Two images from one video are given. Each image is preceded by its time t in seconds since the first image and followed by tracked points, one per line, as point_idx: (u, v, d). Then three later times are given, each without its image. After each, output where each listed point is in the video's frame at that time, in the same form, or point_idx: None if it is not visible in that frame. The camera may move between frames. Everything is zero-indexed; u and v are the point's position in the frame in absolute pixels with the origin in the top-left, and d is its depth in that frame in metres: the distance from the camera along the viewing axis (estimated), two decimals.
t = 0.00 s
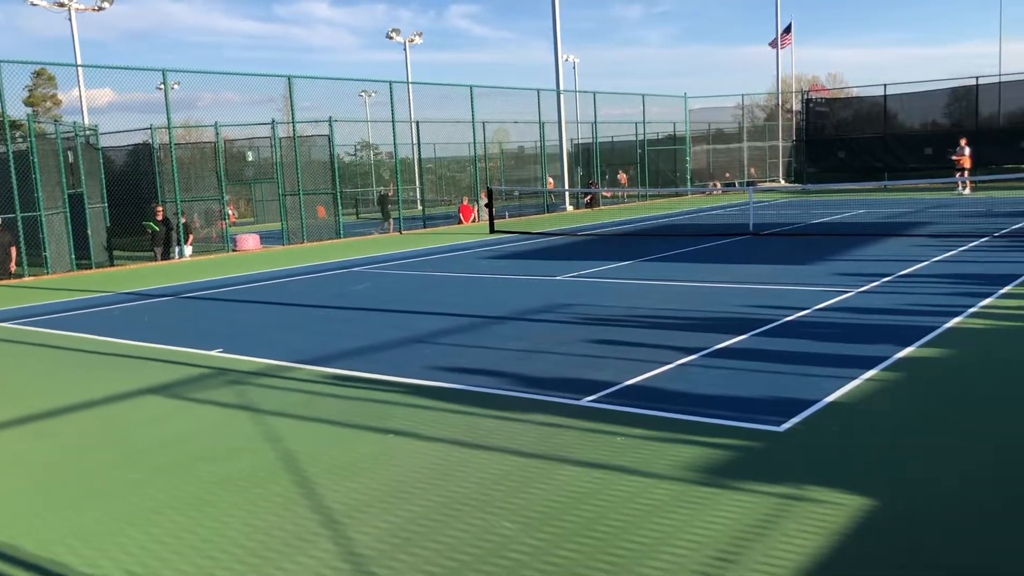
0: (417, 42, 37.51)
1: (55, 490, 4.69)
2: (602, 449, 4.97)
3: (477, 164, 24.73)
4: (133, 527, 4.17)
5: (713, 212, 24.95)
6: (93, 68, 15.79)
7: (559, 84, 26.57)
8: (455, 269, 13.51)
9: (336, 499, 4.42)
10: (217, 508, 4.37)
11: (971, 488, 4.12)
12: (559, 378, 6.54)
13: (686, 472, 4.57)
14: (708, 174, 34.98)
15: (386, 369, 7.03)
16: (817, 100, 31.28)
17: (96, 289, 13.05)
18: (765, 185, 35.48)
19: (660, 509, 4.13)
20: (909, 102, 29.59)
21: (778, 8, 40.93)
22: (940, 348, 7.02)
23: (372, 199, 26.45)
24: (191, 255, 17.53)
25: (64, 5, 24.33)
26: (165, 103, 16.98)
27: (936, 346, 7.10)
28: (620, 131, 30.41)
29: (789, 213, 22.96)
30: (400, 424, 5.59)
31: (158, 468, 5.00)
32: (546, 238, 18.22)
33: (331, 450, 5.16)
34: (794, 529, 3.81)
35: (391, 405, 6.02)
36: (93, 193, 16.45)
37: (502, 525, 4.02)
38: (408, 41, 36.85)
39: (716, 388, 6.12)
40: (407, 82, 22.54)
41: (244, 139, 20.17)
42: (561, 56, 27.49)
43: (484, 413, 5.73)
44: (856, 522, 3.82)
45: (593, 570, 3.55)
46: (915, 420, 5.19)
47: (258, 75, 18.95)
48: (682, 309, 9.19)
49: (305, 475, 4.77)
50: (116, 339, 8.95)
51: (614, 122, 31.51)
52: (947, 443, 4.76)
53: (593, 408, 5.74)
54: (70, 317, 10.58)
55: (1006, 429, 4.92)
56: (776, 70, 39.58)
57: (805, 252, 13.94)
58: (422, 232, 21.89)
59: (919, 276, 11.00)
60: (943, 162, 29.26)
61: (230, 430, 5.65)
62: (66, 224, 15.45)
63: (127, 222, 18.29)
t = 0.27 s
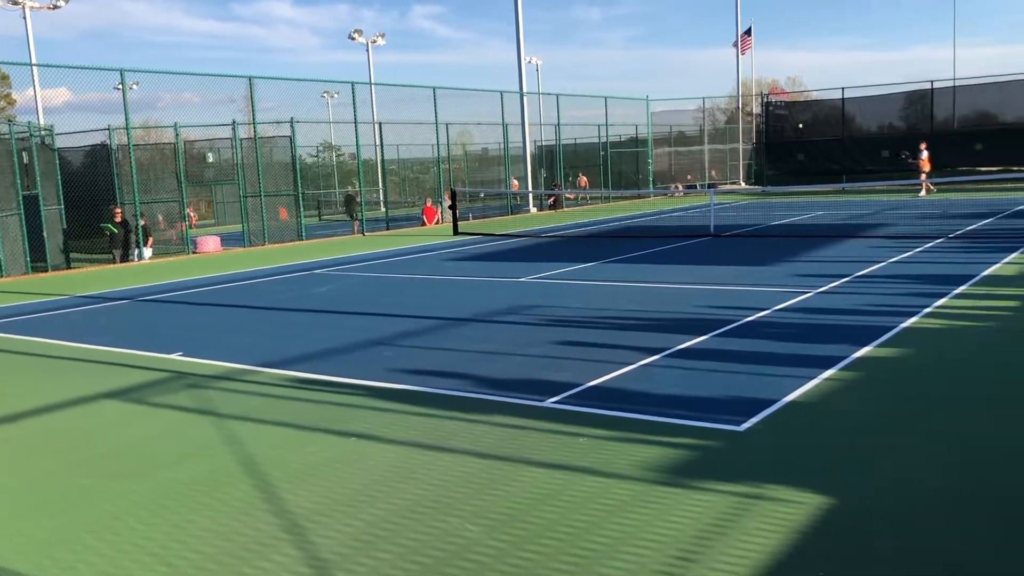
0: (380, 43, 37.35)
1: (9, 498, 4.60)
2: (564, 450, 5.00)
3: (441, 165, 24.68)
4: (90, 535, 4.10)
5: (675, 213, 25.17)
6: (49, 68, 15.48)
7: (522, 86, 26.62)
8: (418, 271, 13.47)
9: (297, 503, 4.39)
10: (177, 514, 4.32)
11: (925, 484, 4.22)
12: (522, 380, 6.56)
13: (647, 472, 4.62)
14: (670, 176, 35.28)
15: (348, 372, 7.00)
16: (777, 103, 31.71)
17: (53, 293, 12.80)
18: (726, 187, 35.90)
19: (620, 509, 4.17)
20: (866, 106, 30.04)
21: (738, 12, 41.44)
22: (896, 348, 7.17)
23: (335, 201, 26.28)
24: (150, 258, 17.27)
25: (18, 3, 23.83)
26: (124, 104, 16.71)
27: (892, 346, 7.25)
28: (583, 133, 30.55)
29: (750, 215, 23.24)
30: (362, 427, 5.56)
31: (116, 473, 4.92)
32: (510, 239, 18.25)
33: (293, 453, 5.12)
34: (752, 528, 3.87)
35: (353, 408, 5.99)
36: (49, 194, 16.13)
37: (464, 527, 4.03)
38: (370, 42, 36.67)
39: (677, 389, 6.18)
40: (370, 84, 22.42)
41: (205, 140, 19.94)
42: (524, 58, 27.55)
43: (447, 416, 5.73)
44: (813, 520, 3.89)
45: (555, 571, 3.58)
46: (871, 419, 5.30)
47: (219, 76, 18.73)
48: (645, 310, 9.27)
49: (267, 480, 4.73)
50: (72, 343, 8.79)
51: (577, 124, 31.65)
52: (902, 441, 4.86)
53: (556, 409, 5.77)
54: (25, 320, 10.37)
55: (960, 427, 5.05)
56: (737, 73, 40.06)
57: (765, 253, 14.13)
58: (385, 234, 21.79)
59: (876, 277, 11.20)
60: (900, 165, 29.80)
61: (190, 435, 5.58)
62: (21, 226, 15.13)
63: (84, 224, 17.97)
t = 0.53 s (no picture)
0: (352, 45, 37.19)
1: None
2: (538, 452, 5.01)
3: (414, 167, 24.64)
4: (56, 541, 4.04)
5: (647, 216, 25.30)
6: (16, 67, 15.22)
7: (495, 88, 26.63)
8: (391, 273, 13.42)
9: (269, 508, 4.36)
10: (145, 519, 4.27)
11: (894, 484, 4.28)
12: (496, 382, 6.56)
13: (620, 473, 4.63)
14: (642, 179, 35.43)
15: (320, 375, 6.96)
16: (748, 106, 31.96)
17: (19, 296, 12.59)
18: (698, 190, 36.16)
19: (593, 510, 4.19)
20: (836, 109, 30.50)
21: (710, 15, 41.73)
22: (865, 349, 7.26)
23: (307, 203, 26.11)
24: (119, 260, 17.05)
25: None
26: (92, 104, 16.48)
27: (863, 347, 7.34)
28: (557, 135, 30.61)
29: (721, 217, 23.41)
30: (334, 431, 5.53)
31: (84, 479, 4.86)
32: (484, 241, 18.25)
33: (265, 457, 5.09)
34: (724, 529, 3.89)
35: (325, 411, 5.96)
36: (15, 196, 15.85)
37: (437, 531, 4.02)
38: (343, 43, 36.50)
39: (650, 390, 6.21)
40: (343, 85, 22.32)
41: (175, 142, 19.75)
42: (497, 60, 27.55)
43: (419, 418, 5.72)
44: (783, 521, 3.92)
45: (527, 573, 3.58)
46: (840, 419, 5.37)
47: (189, 76, 18.55)
48: (618, 312, 9.31)
49: (237, 484, 4.69)
50: (38, 347, 8.65)
51: (551, 127, 31.71)
52: (871, 441, 4.93)
53: (529, 411, 5.78)
54: None
55: (928, 427, 5.12)
56: (708, 76, 40.35)
57: (736, 255, 14.24)
58: (357, 236, 21.70)
59: (845, 278, 11.34)
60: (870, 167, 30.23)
61: (159, 439, 5.52)
62: None
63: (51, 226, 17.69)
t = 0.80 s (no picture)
0: (334, 46, 37.07)
1: None
2: (521, 454, 5.01)
3: (397, 169, 24.59)
4: (35, 546, 4.00)
5: (630, 217, 25.38)
6: None
7: (478, 89, 26.62)
8: (374, 274, 13.38)
9: (250, 511, 4.33)
10: (126, 523, 4.23)
11: (873, 483, 4.32)
12: (479, 384, 6.55)
13: (604, 474, 4.64)
14: (625, 180, 35.47)
15: (303, 377, 6.92)
16: (730, 107, 32.10)
17: None
18: (680, 191, 36.33)
19: (576, 511, 4.19)
20: (817, 111, 30.73)
21: (692, 17, 41.92)
22: (846, 349, 7.32)
23: (289, 204, 25.99)
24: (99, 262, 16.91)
25: None
26: (71, 105, 16.33)
27: (844, 347, 7.39)
28: (539, 136, 30.64)
29: (703, 219, 23.52)
30: (316, 433, 5.50)
31: (63, 483, 4.81)
32: (467, 243, 18.24)
33: (247, 460, 5.05)
34: (706, 530, 3.91)
35: (308, 413, 5.93)
36: None
37: (420, 533, 4.01)
38: (325, 44, 36.40)
39: (633, 391, 6.23)
40: (325, 86, 22.25)
41: (155, 142, 19.63)
42: (480, 61, 27.54)
43: (403, 420, 5.70)
44: (765, 521, 3.95)
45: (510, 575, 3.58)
46: (822, 419, 5.41)
47: (170, 76, 18.43)
48: (601, 313, 9.33)
49: (218, 487, 4.66)
50: (17, 349, 8.56)
51: (533, 128, 31.75)
52: (853, 441, 4.96)
53: (512, 413, 5.78)
54: None
55: (906, 427, 5.17)
56: (690, 78, 40.53)
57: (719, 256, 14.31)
58: (340, 238, 21.64)
59: (827, 279, 11.42)
60: (850, 169, 30.49)
61: (139, 442, 5.48)
62: None
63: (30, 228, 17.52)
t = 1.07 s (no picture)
0: (322, 45, 36.97)
1: None
2: (511, 454, 5.02)
3: (386, 169, 24.54)
4: (22, 548, 3.98)
5: (619, 217, 25.42)
6: None
7: (467, 89, 26.61)
8: (363, 275, 13.35)
9: (239, 512, 4.33)
10: (114, 524, 4.22)
11: (863, 483, 4.34)
12: (468, 383, 6.56)
13: (593, 474, 4.65)
14: (614, 180, 35.55)
15: (292, 378, 6.91)
16: (718, 107, 32.19)
17: None
18: (669, 191, 36.41)
19: (566, 511, 4.20)
20: (805, 111, 30.87)
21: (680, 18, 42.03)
22: (835, 348, 7.36)
23: (278, 204, 25.91)
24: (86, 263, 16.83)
25: None
26: (58, 105, 16.23)
27: (832, 347, 7.44)
28: (528, 136, 30.65)
29: (692, 218, 23.59)
30: (306, 434, 5.50)
31: (50, 484, 4.79)
32: (456, 243, 18.24)
33: (236, 461, 5.05)
34: (695, 528, 3.93)
35: (297, 414, 5.92)
36: None
37: (409, 533, 4.02)
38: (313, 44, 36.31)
39: (622, 390, 6.25)
40: (314, 86, 22.18)
41: (143, 142, 19.54)
42: (469, 61, 27.53)
43: (393, 421, 5.69)
44: (754, 520, 3.97)
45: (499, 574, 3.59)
46: (811, 418, 5.43)
47: (158, 76, 18.34)
48: (590, 313, 9.35)
49: (207, 489, 4.65)
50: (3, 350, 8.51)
51: (522, 128, 31.75)
52: (842, 440, 4.99)
53: (503, 413, 5.79)
54: None
55: (895, 425, 5.20)
56: (679, 78, 40.62)
57: (707, 256, 14.35)
58: (329, 238, 21.59)
59: (815, 279, 11.47)
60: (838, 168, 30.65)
61: (127, 443, 5.46)
62: None
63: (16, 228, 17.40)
